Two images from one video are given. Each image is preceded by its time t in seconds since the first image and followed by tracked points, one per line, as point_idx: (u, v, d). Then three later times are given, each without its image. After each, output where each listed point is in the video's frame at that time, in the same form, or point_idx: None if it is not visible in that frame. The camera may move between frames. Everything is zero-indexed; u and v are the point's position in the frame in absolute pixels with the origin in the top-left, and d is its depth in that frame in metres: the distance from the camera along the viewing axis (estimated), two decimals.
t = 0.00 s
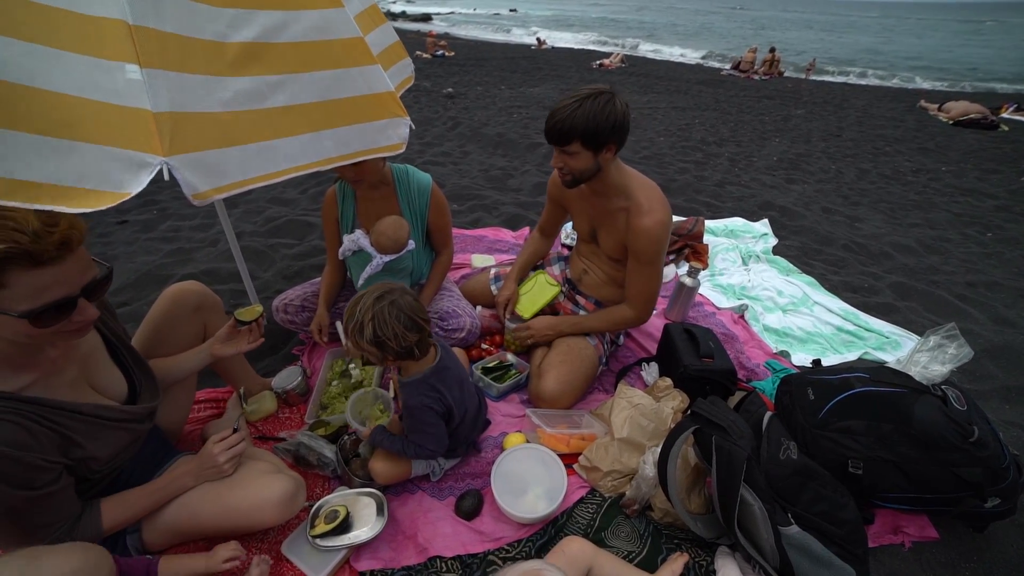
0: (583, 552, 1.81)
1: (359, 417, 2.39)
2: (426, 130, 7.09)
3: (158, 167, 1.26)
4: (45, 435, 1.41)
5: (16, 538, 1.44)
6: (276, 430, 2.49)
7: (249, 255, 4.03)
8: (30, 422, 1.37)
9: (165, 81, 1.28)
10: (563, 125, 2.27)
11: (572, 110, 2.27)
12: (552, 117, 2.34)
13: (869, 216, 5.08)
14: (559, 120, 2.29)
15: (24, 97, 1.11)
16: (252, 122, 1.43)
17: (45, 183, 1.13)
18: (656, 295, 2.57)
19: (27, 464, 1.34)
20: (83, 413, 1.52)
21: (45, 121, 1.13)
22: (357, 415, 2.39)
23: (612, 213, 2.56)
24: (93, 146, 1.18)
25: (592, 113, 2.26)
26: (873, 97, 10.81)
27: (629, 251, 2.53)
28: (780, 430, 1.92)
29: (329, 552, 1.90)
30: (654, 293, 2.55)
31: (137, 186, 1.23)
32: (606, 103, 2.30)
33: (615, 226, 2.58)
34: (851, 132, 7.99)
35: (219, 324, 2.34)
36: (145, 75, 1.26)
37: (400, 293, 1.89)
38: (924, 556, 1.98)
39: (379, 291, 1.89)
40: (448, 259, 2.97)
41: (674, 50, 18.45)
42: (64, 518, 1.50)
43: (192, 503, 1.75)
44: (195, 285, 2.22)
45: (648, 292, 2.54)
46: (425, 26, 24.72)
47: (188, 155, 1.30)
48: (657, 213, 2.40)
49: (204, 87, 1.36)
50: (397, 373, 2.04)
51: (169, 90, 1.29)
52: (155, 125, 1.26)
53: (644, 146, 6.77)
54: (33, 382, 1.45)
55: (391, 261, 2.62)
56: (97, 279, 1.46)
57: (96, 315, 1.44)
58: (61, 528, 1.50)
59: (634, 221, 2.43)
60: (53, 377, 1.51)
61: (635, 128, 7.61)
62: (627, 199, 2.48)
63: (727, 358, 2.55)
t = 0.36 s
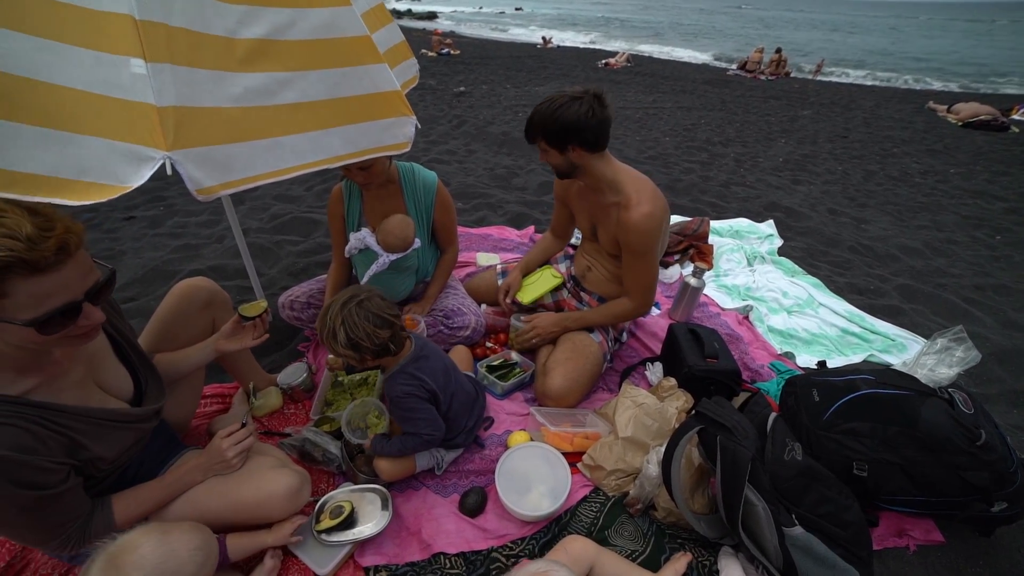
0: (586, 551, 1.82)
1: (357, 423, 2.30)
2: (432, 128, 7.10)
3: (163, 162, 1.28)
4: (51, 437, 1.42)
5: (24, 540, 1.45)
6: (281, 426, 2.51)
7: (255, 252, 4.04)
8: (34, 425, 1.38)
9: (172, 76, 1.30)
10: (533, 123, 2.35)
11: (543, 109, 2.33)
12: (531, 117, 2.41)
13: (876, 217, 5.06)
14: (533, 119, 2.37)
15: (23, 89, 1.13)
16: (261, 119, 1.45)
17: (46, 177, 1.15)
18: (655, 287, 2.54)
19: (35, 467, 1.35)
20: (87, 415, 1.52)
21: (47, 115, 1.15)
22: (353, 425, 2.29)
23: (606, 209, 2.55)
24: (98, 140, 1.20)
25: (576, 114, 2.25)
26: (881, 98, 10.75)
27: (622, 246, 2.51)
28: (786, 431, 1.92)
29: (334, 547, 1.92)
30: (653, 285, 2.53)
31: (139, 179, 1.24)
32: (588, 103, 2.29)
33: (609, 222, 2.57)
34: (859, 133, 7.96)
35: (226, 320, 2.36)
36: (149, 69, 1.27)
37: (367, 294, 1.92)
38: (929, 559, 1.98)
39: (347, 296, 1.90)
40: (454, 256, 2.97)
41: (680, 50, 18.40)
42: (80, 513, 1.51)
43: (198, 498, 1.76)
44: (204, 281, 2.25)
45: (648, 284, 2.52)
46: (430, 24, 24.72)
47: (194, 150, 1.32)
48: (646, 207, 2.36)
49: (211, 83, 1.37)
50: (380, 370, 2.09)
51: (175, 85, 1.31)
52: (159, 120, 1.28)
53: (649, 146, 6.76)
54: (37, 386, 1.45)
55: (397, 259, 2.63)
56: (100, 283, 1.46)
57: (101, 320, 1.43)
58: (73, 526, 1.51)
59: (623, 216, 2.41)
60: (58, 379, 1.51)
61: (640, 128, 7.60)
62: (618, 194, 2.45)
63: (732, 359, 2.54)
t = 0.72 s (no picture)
0: (593, 556, 1.82)
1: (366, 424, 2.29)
2: (439, 131, 7.12)
3: (191, 160, 1.36)
4: (61, 442, 1.43)
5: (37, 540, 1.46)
6: (289, 427, 2.52)
7: (263, 252, 4.07)
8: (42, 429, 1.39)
9: (199, 76, 1.38)
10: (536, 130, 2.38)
11: (543, 114, 2.35)
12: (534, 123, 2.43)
13: (886, 222, 5.02)
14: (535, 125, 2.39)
15: (72, 97, 1.28)
16: (289, 118, 1.54)
17: (91, 178, 1.31)
18: (666, 282, 2.50)
19: (43, 471, 1.36)
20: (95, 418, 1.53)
21: (93, 120, 1.30)
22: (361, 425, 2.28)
23: (610, 210, 2.55)
24: (134, 142, 1.33)
25: (576, 119, 2.26)
26: (891, 102, 10.66)
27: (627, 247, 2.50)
28: (795, 437, 1.90)
29: (341, 548, 1.92)
30: (666, 280, 2.49)
31: (172, 179, 1.35)
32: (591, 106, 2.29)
33: (613, 223, 2.56)
34: (868, 137, 7.90)
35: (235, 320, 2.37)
36: (179, 70, 1.36)
37: (369, 300, 1.93)
38: (943, 570, 1.96)
39: (352, 302, 1.91)
40: (461, 260, 2.97)
41: (687, 53, 18.37)
42: (91, 515, 1.52)
43: (208, 498, 1.77)
44: (213, 280, 2.26)
45: (658, 280, 2.47)
46: (437, 27, 24.81)
47: (223, 149, 1.40)
48: (648, 205, 2.35)
49: (239, 82, 1.45)
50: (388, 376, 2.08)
51: (204, 85, 1.39)
52: (188, 119, 1.36)
53: (656, 149, 6.74)
54: (47, 391, 1.45)
55: (406, 260, 2.63)
56: (117, 299, 1.47)
57: (113, 337, 1.45)
58: (87, 525, 1.52)
59: (625, 216, 2.40)
60: (67, 385, 1.51)
61: (648, 131, 7.58)
62: (620, 194, 2.45)
63: (740, 364, 2.53)
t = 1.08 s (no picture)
0: (606, 557, 1.81)
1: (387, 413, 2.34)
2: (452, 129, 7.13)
3: (210, 155, 1.37)
4: (89, 436, 1.47)
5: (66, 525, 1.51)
6: (302, 421, 2.54)
7: (278, 248, 4.11)
8: (71, 421, 1.43)
9: (223, 71, 1.42)
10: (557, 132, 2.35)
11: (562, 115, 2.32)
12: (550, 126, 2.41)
13: (906, 224, 4.92)
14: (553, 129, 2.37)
15: (94, 88, 1.31)
16: (311, 112, 1.55)
17: (112, 171, 1.32)
18: (685, 281, 2.45)
19: (69, 463, 1.40)
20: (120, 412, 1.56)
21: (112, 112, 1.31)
22: (383, 415, 2.33)
23: (626, 208, 2.53)
24: (153, 133, 1.34)
25: (603, 116, 2.25)
26: (913, 101, 10.45)
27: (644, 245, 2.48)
28: (813, 442, 1.88)
29: (354, 543, 1.93)
30: (684, 280, 2.44)
31: (188, 172, 1.35)
32: (612, 101, 2.30)
33: (629, 222, 2.54)
34: (889, 137, 7.76)
35: (249, 314, 2.43)
36: (201, 64, 1.40)
37: (408, 293, 1.92)
38: None
39: (391, 297, 1.89)
40: (474, 258, 2.97)
41: (702, 52, 18.19)
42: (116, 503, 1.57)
43: (224, 490, 1.79)
44: (230, 274, 2.28)
45: (676, 280, 2.43)
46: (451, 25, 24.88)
47: (244, 143, 1.42)
48: (665, 202, 2.33)
49: (262, 77, 1.48)
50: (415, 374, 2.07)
51: (227, 80, 1.42)
52: (210, 112, 1.38)
53: (670, 149, 6.68)
54: (78, 386, 1.48)
55: (423, 254, 2.64)
56: (146, 303, 1.48)
57: (140, 339, 1.47)
58: (112, 511, 1.56)
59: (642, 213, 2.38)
60: (98, 379, 1.54)
61: (662, 130, 7.52)
62: (637, 192, 2.43)
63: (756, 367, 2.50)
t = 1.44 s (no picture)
0: (618, 565, 1.79)
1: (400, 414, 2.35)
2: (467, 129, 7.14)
3: (231, 158, 1.37)
4: (119, 424, 1.50)
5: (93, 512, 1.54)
6: (315, 419, 2.56)
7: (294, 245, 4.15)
8: (104, 409, 1.46)
9: (243, 75, 1.42)
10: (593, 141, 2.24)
11: (593, 124, 2.24)
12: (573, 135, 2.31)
13: (930, 234, 4.82)
14: (580, 141, 2.27)
15: (120, 89, 1.32)
16: (325, 116, 1.55)
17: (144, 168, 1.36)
18: (717, 282, 2.44)
19: (100, 448, 1.42)
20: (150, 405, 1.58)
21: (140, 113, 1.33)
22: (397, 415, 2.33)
23: (647, 210, 2.48)
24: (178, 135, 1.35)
25: (617, 113, 2.24)
26: (938, 108, 10.24)
27: (670, 249, 2.44)
28: (834, 458, 1.83)
29: (365, 543, 1.93)
30: (715, 282, 2.43)
31: (216, 176, 1.37)
32: (622, 99, 2.31)
33: (652, 226, 2.49)
34: (912, 144, 7.61)
35: (267, 312, 2.45)
36: (223, 68, 1.39)
37: (461, 293, 1.94)
38: None
39: (443, 293, 1.90)
40: (489, 260, 2.97)
41: (719, 56, 18.03)
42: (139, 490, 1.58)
43: (238, 485, 1.80)
44: (251, 272, 2.32)
45: (707, 282, 2.41)
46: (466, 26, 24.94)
47: (260, 145, 1.42)
48: (693, 202, 2.31)
49: (279, 80, 1.48)
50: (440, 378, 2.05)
51: (247, 84, 1.42)
52: (230, 115, 1.38)
53: (686, 153, 6.63)
54: (114, 376, 1.52)
55: (439, 254, 2.65)
56: (186, 296, 1.50)
57: (179, 333, 1.48)
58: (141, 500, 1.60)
59: (669, 214, 2.34)
60: (131, 371, 1.57)
61: (678, 134, 7.46)
62: (661, 193, 2.40)
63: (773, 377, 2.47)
